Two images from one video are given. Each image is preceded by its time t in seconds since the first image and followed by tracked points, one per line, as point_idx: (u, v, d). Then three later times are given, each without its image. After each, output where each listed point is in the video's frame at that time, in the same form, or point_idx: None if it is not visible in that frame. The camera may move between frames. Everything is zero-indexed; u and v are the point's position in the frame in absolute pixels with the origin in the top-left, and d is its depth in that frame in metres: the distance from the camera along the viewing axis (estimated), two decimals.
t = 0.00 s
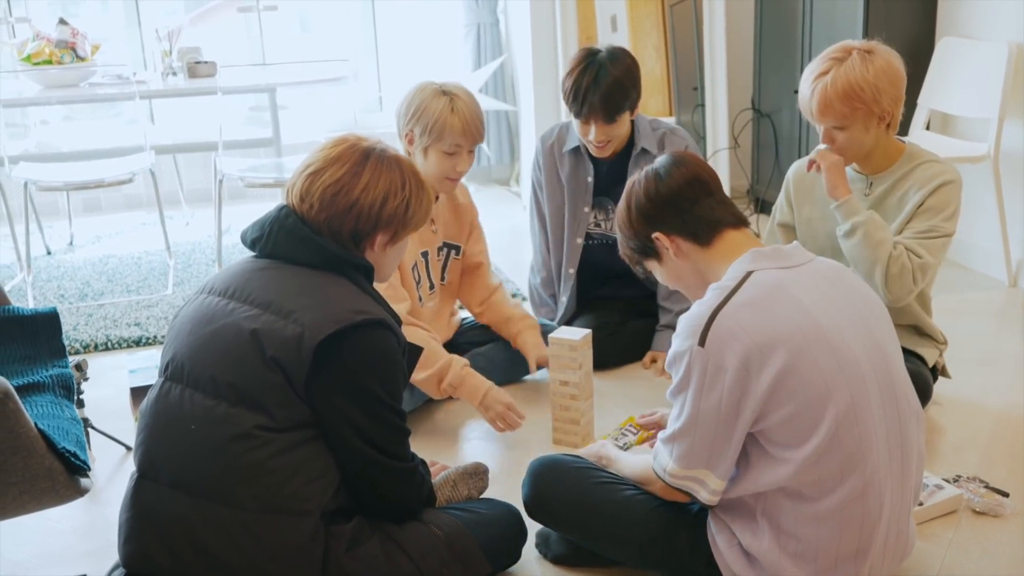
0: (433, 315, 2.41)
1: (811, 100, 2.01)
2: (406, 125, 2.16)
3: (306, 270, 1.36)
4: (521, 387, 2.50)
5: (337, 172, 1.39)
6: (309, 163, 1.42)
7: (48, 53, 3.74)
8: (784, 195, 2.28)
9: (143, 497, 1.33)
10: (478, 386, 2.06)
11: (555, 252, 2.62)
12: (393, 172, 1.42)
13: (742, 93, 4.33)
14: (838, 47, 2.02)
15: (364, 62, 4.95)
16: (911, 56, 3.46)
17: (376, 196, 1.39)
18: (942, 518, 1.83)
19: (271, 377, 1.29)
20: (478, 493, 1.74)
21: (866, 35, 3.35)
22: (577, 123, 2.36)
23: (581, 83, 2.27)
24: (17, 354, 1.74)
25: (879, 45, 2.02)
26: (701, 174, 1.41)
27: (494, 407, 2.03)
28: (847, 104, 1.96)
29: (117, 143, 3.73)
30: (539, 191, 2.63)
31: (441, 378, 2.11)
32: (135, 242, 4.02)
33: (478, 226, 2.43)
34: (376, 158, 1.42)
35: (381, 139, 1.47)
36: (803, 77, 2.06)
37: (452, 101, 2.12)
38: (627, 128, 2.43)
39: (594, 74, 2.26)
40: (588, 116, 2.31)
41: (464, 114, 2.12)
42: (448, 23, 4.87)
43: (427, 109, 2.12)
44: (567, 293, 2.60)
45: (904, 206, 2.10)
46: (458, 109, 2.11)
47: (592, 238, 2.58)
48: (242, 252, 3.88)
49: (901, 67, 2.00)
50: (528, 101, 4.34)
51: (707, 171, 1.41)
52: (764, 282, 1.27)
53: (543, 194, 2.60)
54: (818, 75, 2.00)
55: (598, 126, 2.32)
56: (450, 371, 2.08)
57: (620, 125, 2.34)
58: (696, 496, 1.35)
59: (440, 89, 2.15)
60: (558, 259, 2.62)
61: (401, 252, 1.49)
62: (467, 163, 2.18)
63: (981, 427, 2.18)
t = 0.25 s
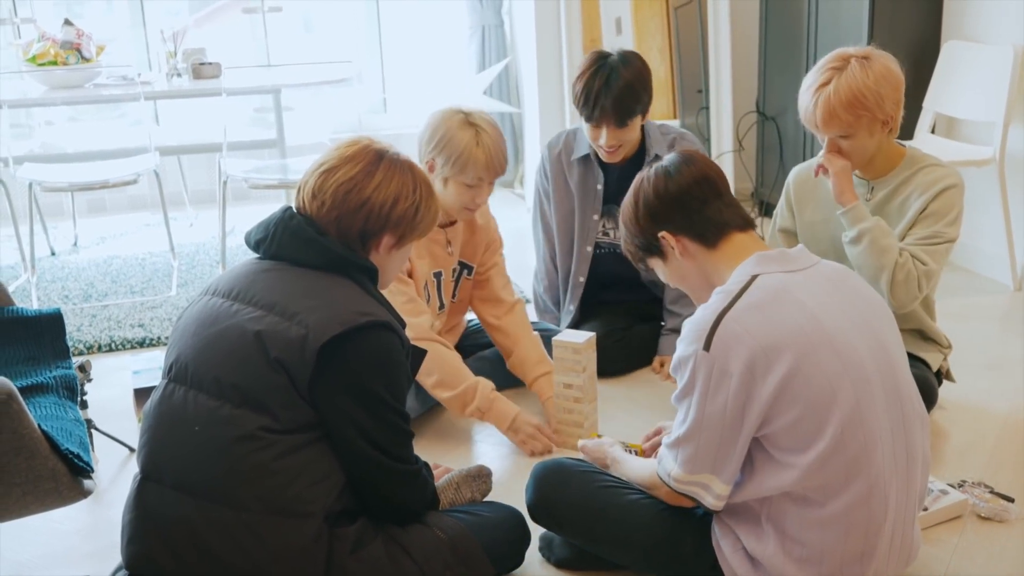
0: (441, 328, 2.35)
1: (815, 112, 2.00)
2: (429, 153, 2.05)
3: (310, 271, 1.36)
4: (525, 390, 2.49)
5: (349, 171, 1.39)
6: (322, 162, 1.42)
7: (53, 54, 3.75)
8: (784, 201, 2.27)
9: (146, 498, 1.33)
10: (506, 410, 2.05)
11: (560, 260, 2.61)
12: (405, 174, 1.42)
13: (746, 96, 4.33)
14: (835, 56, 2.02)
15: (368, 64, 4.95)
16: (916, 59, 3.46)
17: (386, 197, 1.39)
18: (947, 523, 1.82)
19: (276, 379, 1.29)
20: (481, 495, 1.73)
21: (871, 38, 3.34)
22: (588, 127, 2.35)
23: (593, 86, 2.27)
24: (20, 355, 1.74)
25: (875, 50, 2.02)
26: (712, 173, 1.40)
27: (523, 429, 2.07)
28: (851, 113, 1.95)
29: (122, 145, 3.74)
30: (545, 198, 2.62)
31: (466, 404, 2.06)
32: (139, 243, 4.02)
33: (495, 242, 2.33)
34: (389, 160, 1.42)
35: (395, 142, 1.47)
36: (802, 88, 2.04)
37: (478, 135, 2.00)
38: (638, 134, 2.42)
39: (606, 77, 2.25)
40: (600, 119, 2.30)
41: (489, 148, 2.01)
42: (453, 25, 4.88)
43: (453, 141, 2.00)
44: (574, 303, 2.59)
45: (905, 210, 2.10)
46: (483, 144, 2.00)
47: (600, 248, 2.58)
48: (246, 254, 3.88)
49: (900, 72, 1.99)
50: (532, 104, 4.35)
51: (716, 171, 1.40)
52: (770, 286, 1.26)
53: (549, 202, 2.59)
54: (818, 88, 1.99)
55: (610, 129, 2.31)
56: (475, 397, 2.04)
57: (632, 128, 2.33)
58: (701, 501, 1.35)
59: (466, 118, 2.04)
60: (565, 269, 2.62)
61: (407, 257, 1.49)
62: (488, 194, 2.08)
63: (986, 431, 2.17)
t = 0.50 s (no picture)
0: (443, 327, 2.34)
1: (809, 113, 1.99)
2: (440, 158, 2.04)
3: (311, 265, 1.36)
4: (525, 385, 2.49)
5: (347, 166, 1.39)
6: (320, 156, 1.42)
7: (53, 46, 3.73)
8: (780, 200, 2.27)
9: (145, 491, 1.33)
10: (516, 414, 2.06)
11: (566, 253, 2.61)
12: (404, 168, 1.41)
13: (746, 91, 4.32)
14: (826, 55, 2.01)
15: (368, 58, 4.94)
16: (917, 54, 3.45)
17: (385, 191, 1.38)
18: (946, 518, 1.82)
19: (276, 374, 1.28)
20: (480, 489, 1.73)
21: (872, 32, 3.33)
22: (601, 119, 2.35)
23: (611, 79, 2.26)
24: (20, 348, 1.74)
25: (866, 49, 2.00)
26: (726, 163, 1.38)
27: (536, 428, 2.07)
28: (846, 112, 1.94)
29: (121, 138, 3.74)
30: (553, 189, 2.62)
31: (475, 407, 2.05)
32: (138, 236, 4.02)
33: (502, 247, 2.30)
34: (388, 154, 1.41)
35: (393, 136, 1.46)
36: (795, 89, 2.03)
37: (492, 144, 1.99)
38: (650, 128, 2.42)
39: (624, 70, 2.25)
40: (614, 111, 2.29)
41: (502, 157, 1.99)
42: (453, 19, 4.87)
43: (466, 148, 1.99)
44: (580, 297, 2.60)
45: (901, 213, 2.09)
46: (496, 153, 1.99)
47: (606, 241, 2.57)
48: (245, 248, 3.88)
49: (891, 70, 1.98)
50: (532, 98, 4.34)
51: (730, 161, 1.39)
52: (774, 283, 1.26)
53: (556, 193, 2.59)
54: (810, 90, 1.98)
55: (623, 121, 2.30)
56: (486, 403, 2.04)
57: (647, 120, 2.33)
58: (702, 498, 1.35)
59: (481, 126, 2.02)
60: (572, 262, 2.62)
61: (407, 250, 1.49)
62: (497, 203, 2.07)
63: (986, 427, 2.17)
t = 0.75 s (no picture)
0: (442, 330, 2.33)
1: (807, 118, 1.95)
2: (443, 162, 2.04)
3: (307, 264, 1.36)
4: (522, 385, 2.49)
5: (341, 165, 1.38)
6: (313, 156, 1.41)
7: (50, 46, 3.73)
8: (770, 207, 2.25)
9: (141, 492, 1.32)
10: (516, 416, 2.06)
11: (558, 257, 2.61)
12: (398, 167, 1.41)
13: (744, 92, 4.32)
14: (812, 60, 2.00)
15: (366, 58, 4.93)
16: (915, 55, 3.45)
17: (380, 190, 1.38)
18: (943, 519, 1.82)
19: (273, 374, 1.28)
20: (477, 490, 1.73)
21: (870, 33, 3.33)
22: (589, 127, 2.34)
23: (600, 86, 2.26)
24: (16, 348, 1.74)
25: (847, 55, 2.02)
26: (732, 159, 1.38)
27: (536, 429, 2.07)
28: (844, 113, 1.92)
29: (119, 138, 3.73)
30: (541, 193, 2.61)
31: (474, 409, 2.05)
32: (136, 236, 4.01)
33: (502, 250, 2.30)
34: (381, 153, 1.41)
35: (386, 135, 1.46)
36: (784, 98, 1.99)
37: (497, 149, 1.99)
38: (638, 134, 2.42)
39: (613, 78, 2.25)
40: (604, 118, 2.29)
41: (507, 163, 2.00)
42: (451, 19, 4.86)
43: (471, 153, 1.99)
44: (575, 299, 2.59)
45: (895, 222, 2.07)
46: (501, 158, 1.99)
47: (598, 244, 2.57)
48: (243, 247, 3.87)
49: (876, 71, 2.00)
50: (530, 99, 4.34)
51: (736, 157, 1.39)
52: (773, 284, 1.26)
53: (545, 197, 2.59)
54: (805, 97, 1.94)
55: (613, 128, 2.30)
56: (484, 406, 2.04)
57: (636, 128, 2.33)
58: (700, 500, 1.35)
59: (485, 132, 2.02)
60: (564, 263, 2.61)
61: (403, 249, 1.48)
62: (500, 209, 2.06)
63: (983, 428, 2.17)
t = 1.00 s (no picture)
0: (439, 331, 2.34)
1: (814, 134, 1.90)
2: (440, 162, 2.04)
3: (303, 265, 1.35)
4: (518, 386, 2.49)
5: (337, 167, 1.38)
6: (309, 158, 1.41)
7: (45, 46, 3.72)
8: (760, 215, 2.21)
9: (138, 493, 1.32)
10: (512, 416, 2.06)
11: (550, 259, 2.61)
12: (394, 168, 1.41)
13: (740, 92, 4.32)
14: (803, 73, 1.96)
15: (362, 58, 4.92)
16: (911, 55, 3.46)
17: (376, 192, 1.38)
18: (939, 519, 1.82)
19: (268, 374, 1.28)
20: (474, 491, 1.73)
21: (866, 35, 3.34)
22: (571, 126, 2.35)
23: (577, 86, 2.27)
24: (11, 349, 1.73)
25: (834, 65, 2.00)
26: (729, 160, 1.38)
27: (533, 430, 2.07)
28: (849, 124, 1.89)
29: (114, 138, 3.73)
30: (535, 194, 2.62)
31: (470, 409, 2.05)
32: (131, 237, 4.00)
33: (496, 249, 2.30)
34: (377, 154, 1.41)
35: (382, 136, 1.46)
36: (783, 114, 1.95)
37: (494, 147, 2.00)
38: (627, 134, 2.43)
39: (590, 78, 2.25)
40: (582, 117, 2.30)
41: (504, 162, 2.00)
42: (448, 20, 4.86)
43: (468, 151, 1.99)
44: (567, 301, 2.59)
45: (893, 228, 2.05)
46: (498, 157, 2.00)
47: (590, 244, 2.57)
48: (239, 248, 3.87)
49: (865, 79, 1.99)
50: (526, 99, 4.34)
51: (733, 158, 1.39)
52: (768, 283, 1.26)
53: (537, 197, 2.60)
54: (808, 112, 1.90)
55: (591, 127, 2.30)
56: (479, 406, 2.04)
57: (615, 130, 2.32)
58: (694, 499, 1.35)
59: (481, 131, 2.03)
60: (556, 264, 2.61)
61: (399, 250, 1.48)
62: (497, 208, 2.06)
63: (979, 428, 2.18)
